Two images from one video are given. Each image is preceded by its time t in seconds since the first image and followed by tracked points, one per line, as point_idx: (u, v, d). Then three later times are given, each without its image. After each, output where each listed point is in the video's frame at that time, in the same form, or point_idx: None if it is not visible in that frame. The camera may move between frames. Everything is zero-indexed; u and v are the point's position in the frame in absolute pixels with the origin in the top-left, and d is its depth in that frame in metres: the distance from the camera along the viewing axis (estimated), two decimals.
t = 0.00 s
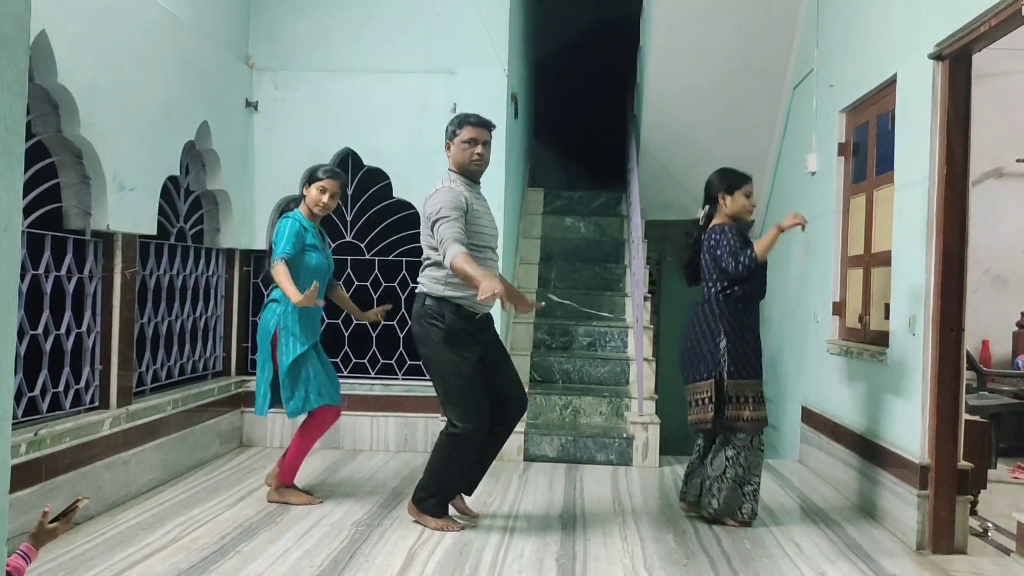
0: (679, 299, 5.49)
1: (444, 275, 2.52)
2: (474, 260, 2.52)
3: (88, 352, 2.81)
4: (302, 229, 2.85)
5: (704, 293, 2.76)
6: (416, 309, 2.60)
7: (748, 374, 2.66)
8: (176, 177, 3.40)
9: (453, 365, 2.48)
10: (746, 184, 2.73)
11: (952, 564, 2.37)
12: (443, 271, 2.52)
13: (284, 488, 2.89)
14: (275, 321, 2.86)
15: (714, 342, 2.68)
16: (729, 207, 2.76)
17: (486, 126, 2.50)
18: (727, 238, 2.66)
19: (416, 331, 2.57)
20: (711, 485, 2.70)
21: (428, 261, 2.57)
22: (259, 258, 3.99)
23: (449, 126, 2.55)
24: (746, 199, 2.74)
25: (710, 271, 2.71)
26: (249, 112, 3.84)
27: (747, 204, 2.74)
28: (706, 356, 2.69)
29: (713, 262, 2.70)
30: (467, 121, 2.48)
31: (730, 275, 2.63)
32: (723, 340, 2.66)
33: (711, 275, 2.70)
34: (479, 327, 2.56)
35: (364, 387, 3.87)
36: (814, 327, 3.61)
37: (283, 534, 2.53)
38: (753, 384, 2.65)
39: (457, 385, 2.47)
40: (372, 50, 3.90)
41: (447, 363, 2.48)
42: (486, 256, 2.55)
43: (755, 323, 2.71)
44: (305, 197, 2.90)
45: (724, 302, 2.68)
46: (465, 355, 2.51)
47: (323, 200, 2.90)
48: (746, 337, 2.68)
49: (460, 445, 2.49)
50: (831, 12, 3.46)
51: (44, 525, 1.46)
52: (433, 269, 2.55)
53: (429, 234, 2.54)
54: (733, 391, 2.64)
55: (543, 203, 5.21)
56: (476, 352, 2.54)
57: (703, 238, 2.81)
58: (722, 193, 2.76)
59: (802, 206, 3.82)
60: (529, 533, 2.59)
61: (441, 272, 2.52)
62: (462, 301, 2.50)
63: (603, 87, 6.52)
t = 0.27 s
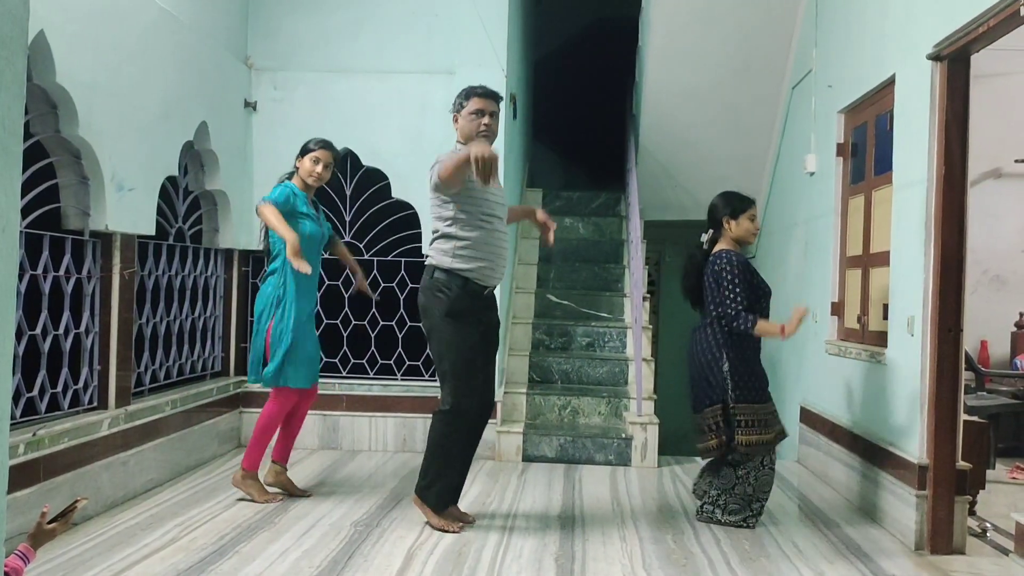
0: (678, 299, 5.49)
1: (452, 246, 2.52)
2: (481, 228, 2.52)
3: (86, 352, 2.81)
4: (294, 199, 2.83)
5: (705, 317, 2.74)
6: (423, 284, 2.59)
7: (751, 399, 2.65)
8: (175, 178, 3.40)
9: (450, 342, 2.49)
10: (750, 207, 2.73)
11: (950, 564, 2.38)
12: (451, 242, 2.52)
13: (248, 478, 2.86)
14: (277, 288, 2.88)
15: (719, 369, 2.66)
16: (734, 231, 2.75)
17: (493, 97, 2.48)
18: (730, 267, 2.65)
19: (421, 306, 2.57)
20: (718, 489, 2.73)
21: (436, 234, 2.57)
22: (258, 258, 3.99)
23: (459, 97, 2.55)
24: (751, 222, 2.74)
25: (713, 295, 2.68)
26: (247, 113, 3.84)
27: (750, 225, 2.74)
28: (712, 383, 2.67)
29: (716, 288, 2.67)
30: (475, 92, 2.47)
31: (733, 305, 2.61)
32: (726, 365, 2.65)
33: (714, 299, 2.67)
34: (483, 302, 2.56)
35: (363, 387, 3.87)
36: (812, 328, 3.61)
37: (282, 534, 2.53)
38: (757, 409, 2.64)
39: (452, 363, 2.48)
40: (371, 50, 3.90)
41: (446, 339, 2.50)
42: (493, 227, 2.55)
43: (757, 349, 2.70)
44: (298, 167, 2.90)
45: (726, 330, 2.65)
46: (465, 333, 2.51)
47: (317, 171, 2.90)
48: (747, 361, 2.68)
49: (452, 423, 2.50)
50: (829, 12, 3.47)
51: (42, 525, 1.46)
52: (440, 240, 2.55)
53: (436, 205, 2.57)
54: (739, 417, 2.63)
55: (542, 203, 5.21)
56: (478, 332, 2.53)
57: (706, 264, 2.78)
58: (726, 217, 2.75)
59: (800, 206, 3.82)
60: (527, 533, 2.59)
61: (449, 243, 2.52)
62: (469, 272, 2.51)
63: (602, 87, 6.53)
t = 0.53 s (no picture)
0: (678, 300, 5.49)
1: (455, 246, 2.52)
2: (484, 226, 2.52)
3: (86, 352, 2.81)
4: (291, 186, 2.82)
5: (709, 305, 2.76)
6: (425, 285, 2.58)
7: (752, 386, 2.67)
8: (174, 178, 3.40)
9: (447, 342, 2.48)
10: (752, 195, 2.74)
11: (950, 564, 2.38)
12: (455, 243, 2.51)
13: (252, 473, 2.86)
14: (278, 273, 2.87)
15: (721, 356, 2.67)
16: (736, 218, 2.75)
17: (503, 98, 2.50)
18: (732, 251, 2.66)
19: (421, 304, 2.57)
20: (713, 485, 2.74)
21: (439, 235, 2.56)
22: (258, 258, 4.00)
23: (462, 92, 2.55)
24: (751, 209, 2.74)
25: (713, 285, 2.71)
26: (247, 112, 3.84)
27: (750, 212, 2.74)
28: (715, 369, 2.68)
29: (717, 277, 2.69)
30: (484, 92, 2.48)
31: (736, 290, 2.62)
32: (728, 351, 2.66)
33: (716, 290, 2.70)
34: (485, 303, 2.55)
35: (363, 387, 3.87)
36: (812, 328, 3.61)
37: (282, 534, 2.53)
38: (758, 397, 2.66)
39: (448, 364, 2.47)
40: (370, 51, 3.90)
41: (443, 340, 2.49)
42: (496, 226, 2.55)
43: (761, 335, 2.70)
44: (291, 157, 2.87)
45: (729, 316, 2.67)
46: (464, 337, 2.50)
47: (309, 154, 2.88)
48: (750, 349, 2.68)
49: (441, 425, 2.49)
50: (829, 13, 3.47)
51: (41, 525, 1.46)
52: (444, 241, 2.54)
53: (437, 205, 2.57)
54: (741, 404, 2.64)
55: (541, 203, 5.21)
56: (476, 336, 2.52)
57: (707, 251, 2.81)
58: (727, 204, 2.75)
59: (800, 207, 3.82)
60: (527, 533, 2.59)
61: (452, 244, 2.52)
62: (473, 273, 2.50)
63: (602, 87, 6.53)
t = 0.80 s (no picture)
0: (678, 300, 5.49)
1: (456, 255, 2.51)
2: (483, 235, 2.51)
3: (85, 352, 2.81)
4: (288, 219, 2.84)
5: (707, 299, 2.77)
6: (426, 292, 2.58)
7: (749, 380, 2.69)
8: (174, 177, 3.40)
9: (448, 350, 2.48)
10: (756, 193, 2.76)
11: (950, 564, 2.37)
12: (456, 251, 2.51)
13: (266, 484, 2.90)
14: (272, 308, 2.87)
15: (720, 351, 2.68)
16: (739, 214, 2.76)
17: (510, 106, 2.51)
18: (735, 245, 2.67)
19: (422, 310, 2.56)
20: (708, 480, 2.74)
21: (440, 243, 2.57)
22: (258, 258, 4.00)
23: (466, 99, 2.54)
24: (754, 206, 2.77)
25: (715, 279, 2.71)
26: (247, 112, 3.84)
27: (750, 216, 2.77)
28: (713, 362, 2.69)
29: (719, 271, 2.69)
30: (492, 99, 2.48)
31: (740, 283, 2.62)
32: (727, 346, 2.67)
33: (716, 282, 2.70)
34: (488, 309, 2.52)
35: (363, 387, 3.87)
36: (812, 328, 3.61)
37: (281, 534, 2.53)
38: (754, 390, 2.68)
39: (449, 369, 2.47)
40: (370, 51, 3.90)
41: (444, 346, 2.48)
42: (495, 234, 2.54)
43: (758, 329, 2.73)
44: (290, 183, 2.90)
45: (729, 309, 2.68)
46: (466, 345, 2.49)
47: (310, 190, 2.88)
48: (748, 342, 2.70)
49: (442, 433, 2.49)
50: (829, 13, 3.47)
51: (41, 525, 1.46)
52: (445, 250, 2.54)
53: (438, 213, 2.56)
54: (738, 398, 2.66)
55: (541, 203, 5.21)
56: (477, 341, 2.51)
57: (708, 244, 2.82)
58: (732, 201, 2.76)
59: (800, 207, 3.82)
60: (527, 533, 2.59)
61: (453, 253, 2.51)
62: (474, 281, 2.49)
63: (602, 87, 6.53)
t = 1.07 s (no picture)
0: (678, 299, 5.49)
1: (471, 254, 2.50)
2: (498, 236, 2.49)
3: (85, 351, 2.81)
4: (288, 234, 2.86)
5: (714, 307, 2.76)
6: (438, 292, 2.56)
7: (758, 389, 2.66)
8: (174, 177, 3.40)
9: (460, 351, 2.47)
10: (763, 200, 2.77)
11: (949, 564, 2.38)
12: (470, 250, 2.49)
13: (269, 488, 2.90)
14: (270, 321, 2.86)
15: (727, 359, 2.66)
16: (747, 222, 2.78)
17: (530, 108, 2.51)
18: (747, 254, 2.66)
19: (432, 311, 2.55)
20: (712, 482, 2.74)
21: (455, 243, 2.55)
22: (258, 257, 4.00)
23: (487, 100, 2.53)
24: (762, 215, 2.79)
25: (723, 286, 2.71)
26: (247, 112, 3.84)
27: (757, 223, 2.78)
28: (720, 370, 2.67)
29: (728, 278, 2.69)
30: (514, 100, 2.47)
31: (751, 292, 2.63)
32: (736, 354, 2.66)
33: (724, 290, 2.71)
34: (499, 311, 2.52)
35: (363, 387, 3.87)
36: (812, 327, 3.61)
37: (281, 534, 2.53)
38: (766, 400, 2.65)
39: (457, 371, 2.46)
40: (370, 50, 3.90)
41: (454, 348, 2.48)
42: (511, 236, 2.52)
43: (768, 340, 2.71)
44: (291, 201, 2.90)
45: (738, 318, 2.68)
46: (477, 346, 2.48)
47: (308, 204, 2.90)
48: (757, 351, 2.68)
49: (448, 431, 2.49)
50: (829, 12, 3.47)
51: (41, 524, 1.46)
52: (459, 249, 2.53)
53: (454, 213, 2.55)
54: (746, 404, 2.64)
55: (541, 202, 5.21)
56: (488, 342, 2.50)
57: (716, 253, 2.80)
58: (739, 209, 2.77)
59: (800, 206, 3.82)
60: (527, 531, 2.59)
61: (468, 252, 2.49)
62: (488, 281, 2.48)
63: (602, 87, 6.54)
